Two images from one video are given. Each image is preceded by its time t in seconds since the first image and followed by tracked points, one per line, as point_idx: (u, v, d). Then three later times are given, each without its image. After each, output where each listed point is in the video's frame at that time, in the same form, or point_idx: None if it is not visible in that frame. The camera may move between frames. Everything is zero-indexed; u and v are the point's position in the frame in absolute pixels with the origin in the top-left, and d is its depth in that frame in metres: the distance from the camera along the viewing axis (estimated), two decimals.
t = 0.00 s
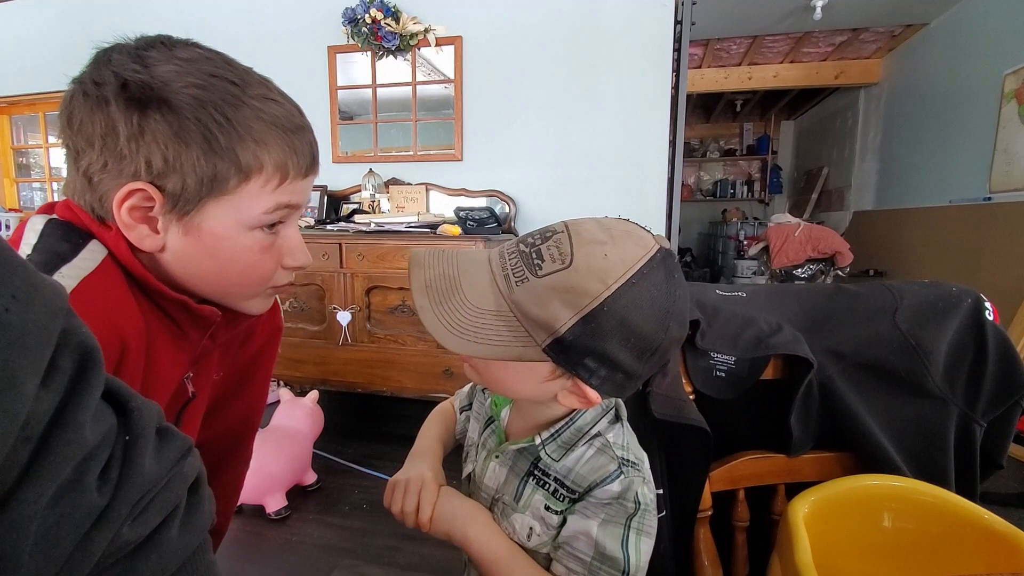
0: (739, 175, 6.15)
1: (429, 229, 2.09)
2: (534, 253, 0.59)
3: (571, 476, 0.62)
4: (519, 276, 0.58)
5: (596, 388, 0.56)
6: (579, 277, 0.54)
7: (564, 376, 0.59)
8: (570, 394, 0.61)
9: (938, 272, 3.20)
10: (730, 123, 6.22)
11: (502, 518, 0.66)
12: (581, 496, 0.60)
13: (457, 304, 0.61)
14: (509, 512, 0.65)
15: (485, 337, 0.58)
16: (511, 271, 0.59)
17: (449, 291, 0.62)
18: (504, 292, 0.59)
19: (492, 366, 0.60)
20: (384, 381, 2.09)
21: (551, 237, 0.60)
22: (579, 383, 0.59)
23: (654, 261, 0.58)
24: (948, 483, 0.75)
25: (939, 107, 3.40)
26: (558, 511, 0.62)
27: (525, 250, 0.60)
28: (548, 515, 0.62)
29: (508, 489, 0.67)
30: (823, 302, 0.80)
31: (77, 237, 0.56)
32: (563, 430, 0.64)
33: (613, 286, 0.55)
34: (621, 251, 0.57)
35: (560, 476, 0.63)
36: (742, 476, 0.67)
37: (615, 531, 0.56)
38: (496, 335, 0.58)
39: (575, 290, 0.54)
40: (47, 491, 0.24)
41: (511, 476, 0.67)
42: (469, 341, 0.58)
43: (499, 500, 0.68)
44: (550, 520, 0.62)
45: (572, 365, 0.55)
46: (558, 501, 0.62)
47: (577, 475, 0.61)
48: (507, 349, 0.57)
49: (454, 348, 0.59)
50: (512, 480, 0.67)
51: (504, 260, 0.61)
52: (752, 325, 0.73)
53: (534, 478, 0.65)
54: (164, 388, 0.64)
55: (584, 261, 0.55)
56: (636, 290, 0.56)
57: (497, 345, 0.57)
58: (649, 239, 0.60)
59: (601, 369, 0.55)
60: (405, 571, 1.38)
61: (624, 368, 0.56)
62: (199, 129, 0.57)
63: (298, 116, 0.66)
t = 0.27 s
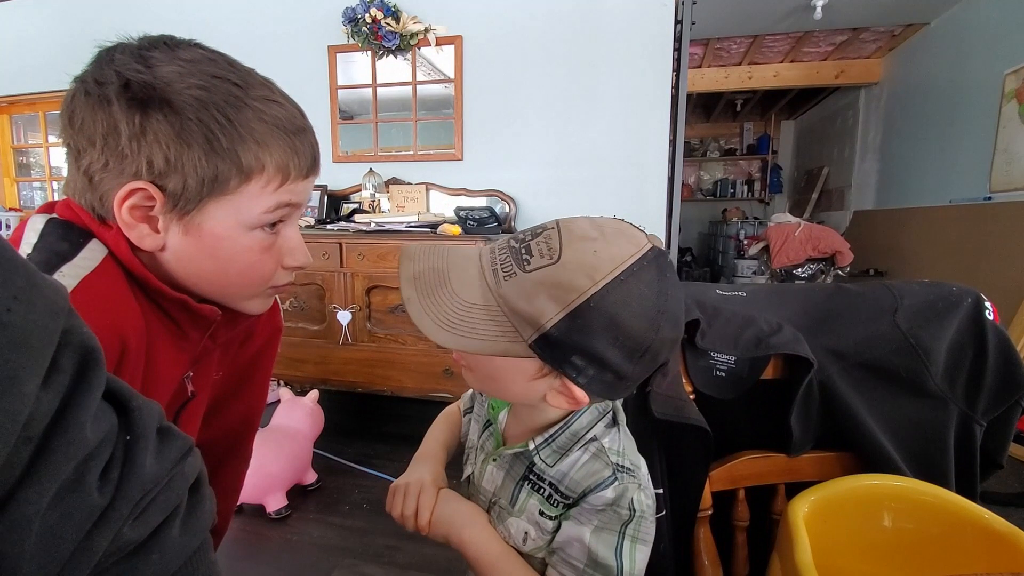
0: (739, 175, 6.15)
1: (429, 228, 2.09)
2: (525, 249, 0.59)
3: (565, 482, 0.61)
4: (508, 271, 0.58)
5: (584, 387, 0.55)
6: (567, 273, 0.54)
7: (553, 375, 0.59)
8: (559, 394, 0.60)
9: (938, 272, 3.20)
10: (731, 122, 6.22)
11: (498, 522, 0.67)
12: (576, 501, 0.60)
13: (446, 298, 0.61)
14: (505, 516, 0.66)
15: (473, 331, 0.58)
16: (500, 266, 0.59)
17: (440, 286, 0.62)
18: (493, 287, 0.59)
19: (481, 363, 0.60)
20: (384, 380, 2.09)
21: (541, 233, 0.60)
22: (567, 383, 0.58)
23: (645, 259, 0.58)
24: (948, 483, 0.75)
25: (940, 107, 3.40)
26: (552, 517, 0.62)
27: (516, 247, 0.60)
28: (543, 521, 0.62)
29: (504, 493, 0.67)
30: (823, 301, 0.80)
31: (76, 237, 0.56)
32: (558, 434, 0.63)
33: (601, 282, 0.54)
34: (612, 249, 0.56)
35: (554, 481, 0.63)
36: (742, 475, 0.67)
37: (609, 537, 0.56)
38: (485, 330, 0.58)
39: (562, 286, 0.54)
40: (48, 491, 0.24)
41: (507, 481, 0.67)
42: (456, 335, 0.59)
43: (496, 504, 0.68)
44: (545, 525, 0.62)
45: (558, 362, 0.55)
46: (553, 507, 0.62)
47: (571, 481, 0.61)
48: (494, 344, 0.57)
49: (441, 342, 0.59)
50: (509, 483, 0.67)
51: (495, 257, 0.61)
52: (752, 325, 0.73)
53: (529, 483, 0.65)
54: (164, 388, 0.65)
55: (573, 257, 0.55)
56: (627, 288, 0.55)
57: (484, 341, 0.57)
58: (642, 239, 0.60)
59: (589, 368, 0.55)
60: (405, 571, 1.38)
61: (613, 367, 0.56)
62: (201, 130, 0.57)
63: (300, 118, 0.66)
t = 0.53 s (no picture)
0: (740, 174, 6.15)
1: (429, 228, 2.09)
2: (515, 249, 0.59)
3: (562, 482, 0.61)
4: (497, 270, 0.58)
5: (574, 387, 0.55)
6: (555, 272, 0.54)
7: (544, 374, 0.59)
8: (551, 394, 0.60)
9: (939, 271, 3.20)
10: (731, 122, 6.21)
11: (497, 522, 0.67)
12: (572, 502, 0.60)
13: (435, 297, 0.61)
14: (503, 516, 0.66)
15: (462, 330, 0.58)
16: (490, 265, 0.59)
17: (431, 284, 0.62)
18: (481, 287, 0.59)
19: (472, 361, 0.60)
20: (384, 380, 2.09)
21: (532, 233, 0.60)
22: (558, 383, 0.58)
23: (636, 258, 0.57)
24: (948, 482, 0.75)
25: (941, 106, 3.40)
26: (549, 516, 0.62)
27: (507, 246, 0.60)
28: (540, 520, 0.62)
29: (503, 493, 0.67)
30: (824, 300, 0.80)
31: (69, 234, 0.56)
32: (555, 435, 0.63)
33: (590, 281, 0.54)
34: (600, 247, 0.56)
35: (551, 481, 0.62)
36: (742, 474, 0.67)
37: (606, 537, 0.55)
38: (474, 330, 0.58)
39: (551, 284, 0.54)
40: (48, 489, 0.24)
41: (506, 480, 0.67)
42: (445, 333, 0.59)
43: (496, 504, 0.68)
44: (542, 525, 0.62)
45: (547, 361, 0.55)
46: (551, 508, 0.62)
47: (568, 481, 0.60)
48: (483, 343, 0.57)
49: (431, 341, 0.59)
50: (507, 483, 0.67)
51: (485, 256, 0.61)
52: (752, 324, 0.73)
53: (527, 483, 0.65)
54: (161, 386, 0.65)
55: (562, 256, 0.55)
56: (616, 287, 0.55)
57: (474, 339, 0.57)
58: (633, 238, 0.60)
59: (578, 367, 0.55)
60: (405, 570, 1.38)
61: (603, 367, 0.55)
62: (193, 127, 0.57)
63: (294, 116, 0.66)
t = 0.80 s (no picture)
0: (740, 174, 6.15)
1: (429, 228, 2.09)
2: (519, 244, 0.59)
3: (568, 472, 0.61)
4: (503, 266, 0.58)
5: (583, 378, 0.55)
6: (560, 265, 0.55)
7: (551, 365, 0.59)
8: (558, 385, 0.61)
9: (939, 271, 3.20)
10: (731, 121, 6.21)
11: (503, 513, 0.67)
12: (577, 492, 0.60)
13: (441, 293, 0.61)
14: (509, 507, 0.66)
15: (470, 325, 0.58)
16: (495, 261, 0.59)
17: (437, 280, 0.62)
18: (488, 282, 0.59)
19: (481, 355, 0.61)
20: (384, 379, 2.09)
21: (535, 227, 0.60)
22: (564, 373, 0.59)
23: (638, 249, 0.58)
24: (949, 482, 0.75)
25: (941, 106, 3.40)
26: (555, 506, 0.62)
27: (511, 241, 0.60)
28: (546, 511, 0.62)
29: (509, 485, 0.67)
30: (825, 300, 0.80)
31: (65, 233, 0.56)
32: (559, 426, 0.63)
33: (593, 272, 0.54)
34: (601, 240, 0.56)
35: (557, 472, 0.63)
36: (743, 474, 0.67)
37: (610, 525, 0.55)
38: (482, 323, 0.58)
39: (555, 277, 0.54)
40: (49, 489, 0.24)
41: (512, 472, 0.68)
42: (454, 328, 0.59)
43: (501, 496, 0.68)
44: (548, 515, 0.62)
45: (554, 352, 0.55)
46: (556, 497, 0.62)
47: (574, 471, 0.61)
48: (491, 336, 0.57)
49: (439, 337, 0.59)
50: (513, 476, 0.67)
51: (490, 252, 0.62)
52: (752, 324, 0.73)
53: (533, 474, 0.65)
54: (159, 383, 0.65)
55: (565, 249, 0.55)
56: (619, 278, 0.55)
57: (482, 333, 0.57)
58: (632, 231, 0.60)
59: (585, 357, 0.55)
60: (405, 569, 1.38)
61: (609, 357, 0.55)
62: (189, 124, 0.57)
63: (290, 113, 0.66)
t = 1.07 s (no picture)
0: (741, 174, 6.15)
1: (430, 227, 2.09)
2: (538, 234, 0.60)
3: (582, 455, 0.62)
4: (524, 253, 0.59)
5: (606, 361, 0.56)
6: (580, 248, 0.55)
7: (572, 349, 0.59)
8: (578, 368, 0.61)
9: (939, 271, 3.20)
10: (732, 121, 6.21)
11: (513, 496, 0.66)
12: (591, 474, 0.60)
13: (466, 280, 0.62)
14: (521, 490, 0.65)
15: (494, 309, 0.59)
16: (516, 249, 0.60)
17: (460, 269, 0.63)
18: (510, 268, 0.60)
19: (503, 341, 0.61)
20: (385, 378, 2.09)
21: (553, 217, 0.61)
22: (585, 355, 0.59)
23: (652, 236, 0.58)
24: (950, 482, 0.75)
25: (942, 105, 3.40)
26: (567, 488, 0.62)
27: (531, 232, 0.61)
28: (558, 493, 0.62)
29: (521, 468, 0.67)
30: (826, 299, 0.80)
31: (65, 231, 0.56)
32: (574, 411, 0.63)
33: (610, 255, 0.55)
34: (615, 228, 0.57)
35: (571, 455, 0.63)
36: (743, 473, 0.67)
37: (619, 508, 0.55)
38: (505, 308, 0.58)
39: (574, 261, 0.55)
40: (49, 487, 0.24)
41: (525, 456, 0.67)
42: (477, 313, 0.59)
43: (513, 480, 0.68)
44: (560, 497, 0.62)
45: (575, 333, 0.55)
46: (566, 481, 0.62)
47: (588, 454, 0.61)
48: (514, 320, 0.58)
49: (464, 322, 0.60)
50: (526, 460, 0.67)
51: (512, 242, 0.63)
52: (754, 323, 0.73)
53: (547, 457, 0.65)
54: (161, 381, 0.65)
55: (583, 234, 0.56)
56: (636, 262, 0.56)
57: (504, 317, 0.58)
58: (644, 221, 0.61)
59: (605, 338, 0.56)
60: (406, 568, 1.38)
61: (628, 339, 0.56)
62: (195, 121, 0.57)
63: (295, 114, 0.65)
